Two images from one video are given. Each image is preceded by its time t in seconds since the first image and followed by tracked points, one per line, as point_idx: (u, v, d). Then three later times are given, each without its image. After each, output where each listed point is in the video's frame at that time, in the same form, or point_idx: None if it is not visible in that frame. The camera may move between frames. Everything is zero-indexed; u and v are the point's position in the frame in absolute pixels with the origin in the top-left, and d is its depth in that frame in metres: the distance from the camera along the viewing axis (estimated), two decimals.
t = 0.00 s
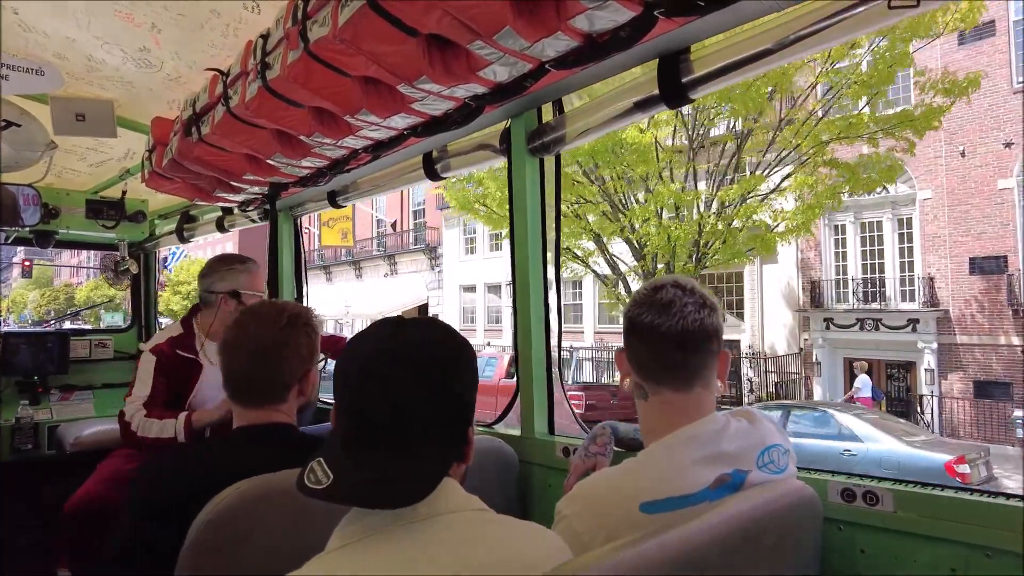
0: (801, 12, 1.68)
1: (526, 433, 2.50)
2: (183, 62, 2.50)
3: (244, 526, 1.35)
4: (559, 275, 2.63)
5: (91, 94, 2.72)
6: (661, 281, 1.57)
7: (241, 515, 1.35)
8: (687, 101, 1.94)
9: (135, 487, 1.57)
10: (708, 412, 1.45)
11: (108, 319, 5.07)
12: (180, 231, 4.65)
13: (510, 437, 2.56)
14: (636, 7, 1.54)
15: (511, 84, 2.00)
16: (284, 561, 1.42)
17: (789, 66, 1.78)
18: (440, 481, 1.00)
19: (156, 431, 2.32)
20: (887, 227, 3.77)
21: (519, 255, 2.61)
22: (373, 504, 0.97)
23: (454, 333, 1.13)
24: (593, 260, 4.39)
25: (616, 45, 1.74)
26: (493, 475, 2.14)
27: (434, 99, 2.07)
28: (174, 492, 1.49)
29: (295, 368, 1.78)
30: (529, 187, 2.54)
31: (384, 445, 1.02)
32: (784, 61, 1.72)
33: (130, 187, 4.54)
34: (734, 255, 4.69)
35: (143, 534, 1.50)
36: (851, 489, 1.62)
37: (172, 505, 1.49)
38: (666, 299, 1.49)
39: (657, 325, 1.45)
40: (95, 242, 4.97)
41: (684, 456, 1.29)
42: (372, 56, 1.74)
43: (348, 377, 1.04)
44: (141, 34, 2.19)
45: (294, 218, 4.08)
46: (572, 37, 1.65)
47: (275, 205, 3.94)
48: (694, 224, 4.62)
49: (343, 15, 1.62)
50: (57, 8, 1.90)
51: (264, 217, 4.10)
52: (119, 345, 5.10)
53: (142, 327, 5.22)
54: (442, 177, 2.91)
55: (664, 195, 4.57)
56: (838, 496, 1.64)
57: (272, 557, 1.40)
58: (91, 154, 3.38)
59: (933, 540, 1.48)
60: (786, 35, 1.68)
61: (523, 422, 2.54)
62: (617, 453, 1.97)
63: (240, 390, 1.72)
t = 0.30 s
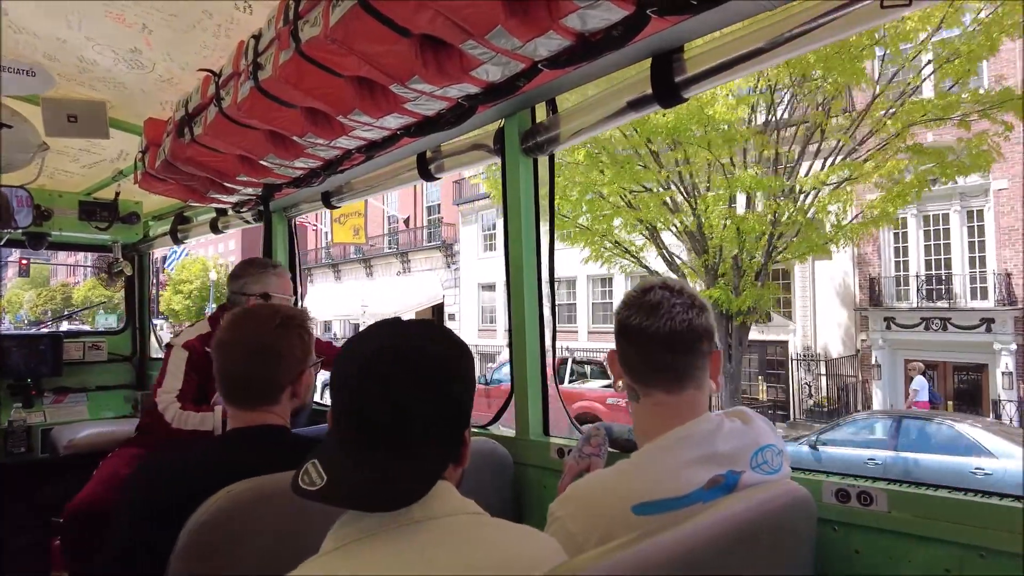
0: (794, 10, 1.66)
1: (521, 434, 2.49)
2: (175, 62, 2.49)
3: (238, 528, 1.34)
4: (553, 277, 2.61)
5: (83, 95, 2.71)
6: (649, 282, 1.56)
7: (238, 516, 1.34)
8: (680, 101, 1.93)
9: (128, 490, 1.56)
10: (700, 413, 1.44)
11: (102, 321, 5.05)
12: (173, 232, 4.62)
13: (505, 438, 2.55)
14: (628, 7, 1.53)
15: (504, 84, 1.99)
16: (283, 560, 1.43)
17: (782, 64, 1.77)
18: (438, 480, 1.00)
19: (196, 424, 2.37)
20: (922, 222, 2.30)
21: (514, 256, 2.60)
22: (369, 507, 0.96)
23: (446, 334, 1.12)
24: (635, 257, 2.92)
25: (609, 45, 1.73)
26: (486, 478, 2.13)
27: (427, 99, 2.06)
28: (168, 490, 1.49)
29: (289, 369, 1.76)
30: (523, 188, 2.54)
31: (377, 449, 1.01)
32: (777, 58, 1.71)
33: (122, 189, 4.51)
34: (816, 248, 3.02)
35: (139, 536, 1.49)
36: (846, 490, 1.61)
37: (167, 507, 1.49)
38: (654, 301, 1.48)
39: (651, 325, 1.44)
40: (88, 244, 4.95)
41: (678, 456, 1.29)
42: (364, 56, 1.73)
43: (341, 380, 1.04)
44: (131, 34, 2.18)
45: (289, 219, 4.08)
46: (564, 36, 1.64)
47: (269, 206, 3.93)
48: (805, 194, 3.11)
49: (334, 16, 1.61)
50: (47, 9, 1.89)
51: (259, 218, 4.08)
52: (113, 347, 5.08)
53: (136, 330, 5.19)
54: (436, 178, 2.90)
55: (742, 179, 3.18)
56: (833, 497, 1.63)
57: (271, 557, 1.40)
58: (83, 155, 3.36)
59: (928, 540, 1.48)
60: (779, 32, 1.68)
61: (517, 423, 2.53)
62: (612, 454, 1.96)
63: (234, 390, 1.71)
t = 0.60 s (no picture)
0: (789, 10, 1.67)
1: (519, 434, 2.50)
2: (172, 64, 2.49)
3: (240, 531, 1.35)
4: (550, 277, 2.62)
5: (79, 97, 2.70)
6: (645, 282, 1.57)
7: (242, 518, 1.35)
8: (677, 101, 1.94)
9: (127, 491, 1.56)
10: (698, 412, 1.45)
11: (99, 322, 5.04)
12: (170, 234, 4.62)
13: (504, 438, 2.56)
14: (625, 7, 1.53)
15: (501, 85, 1.99)
16: (288, 562, 1.43)
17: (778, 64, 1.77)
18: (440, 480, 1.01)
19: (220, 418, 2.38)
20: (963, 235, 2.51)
21: (512, 256, 2.60)
22: (370, 508, 0.97)
23: (447, 336, 1.12)
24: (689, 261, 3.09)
25: (606, 45, 1.73)
26: (485, 479, 2.13)
27: (424, 100, 2.06)
28: (170, 490, 1.50)
29: (286, 370, 1.77)
30: (521, 189, 2.54)
31: (380, 449, 1.01)
32: (771, 59, 1.71)
33: (119, 190, 4.50)
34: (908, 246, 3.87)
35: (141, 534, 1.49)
36: (844, 488, 1.62)
37: (168, 507, 1.49)
38: (653, 301, 1.48)
39: (649, 325, 1.45)
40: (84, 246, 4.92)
41: (676, 457, 1.29)
42: (362, 58, 1.73)
43: (341, 382, 1.03)
44: (127, 35, 2.17)
45: (286, 220, 4.07)
46: (561, 37, 1.64)
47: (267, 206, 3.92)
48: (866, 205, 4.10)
49: (331, 17, 1.61)
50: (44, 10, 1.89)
51: (255, 219, 4.07)
52: (111, 349, 5.07)
53: (133, 331, 5.19)
54: (434, 178, 2.90)
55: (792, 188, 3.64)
56: (831, 496, 1.64)
57: (276, 559, 1.41)
58: (79, 157, 3.35)
59: (926, 539, 1.48)
60: (774, 33, 1.68)
61: (515, 423, 2.54)
62: (611, 454, 1.97)
63: (233, 391, 1.70)
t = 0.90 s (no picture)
0: (796, 12, 1.68)
1: (526, 435, 2.50)
2: (176, 66, 2.49)
3: (246, 535, 1.34)
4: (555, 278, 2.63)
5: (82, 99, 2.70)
6: (656, 282, 1.57)
7: (254, 518, 1.35)
8: (684, 103, 1.94)
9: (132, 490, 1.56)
10: (708, 413, 1.46)
11: (99, 324, 5.03)
12: (171, 235, 4.62)
13: (510, 439, 2.56)
14: (634, 8, 1.53)
15: (508, 86, 2.00)
16: (302, 563, 1.44)
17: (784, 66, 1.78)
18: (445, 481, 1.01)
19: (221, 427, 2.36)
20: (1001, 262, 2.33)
21: (517, 256, 2.61)
22: (373, 509, 0.97)
23: (449, 334, 1.13)
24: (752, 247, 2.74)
25: (614, 47, 1.74)
26: (491, 481, 2.13)
27: (430, 102, 2.07)
28: (171, 496, 1.50)
29: (281, 373, 1.76)
30: (526, 190, 2.55)
31: (383, 450, 1.01)
32: (777, 61, 1.72)
33: (120, 192, 4.48)
34: None
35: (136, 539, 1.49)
36: (853, 488, 1.63)
37: (177, 508, 1.49)
38: (667, 302, 1.48)
39: (662, 327, 1.45)
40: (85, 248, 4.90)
41: (688, 457, 1.30)
42: (370, 59, 1.73)
43: (343, 381, 1.04)
44: (132, 37, 2.17)
45: (288, 221, 4.07)
46: (570, 38, 1.64)
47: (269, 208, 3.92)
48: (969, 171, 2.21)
49: (340, 18, 1.61)
50: (51, 12, 1.88)
51: (257, 221, 4.07)
52: (112, 350, 5.07)
53: (134, 333, 5.18)
54: (437, 180, 2.90)
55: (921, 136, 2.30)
56: (841, 495, 1.65)
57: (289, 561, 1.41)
58: (81, 158, 3.33)
59: (938, 538, 1.49)
60: (780, 35, 1.69)
61: (521, 424, 2.54)
62: (618, 454, 1.97)
63: (232, 396, 1.70)
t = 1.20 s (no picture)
0: (787, 19, 1.70)
1: (521, 438, 2.52)
2: (172, 71, 2.50)
3: (250, 534, 1.36)
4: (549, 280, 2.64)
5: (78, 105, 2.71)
6: (653, 287, 1.58)
7: (251, 520, 1.36)
8: (676, 109, 1.96)
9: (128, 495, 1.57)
10: (702, 417, 1.48)
11: (95, 328, 5.02)
12: (167, 239, 4.62)
13: (505, 442, 2.57)
14: (626, 17, 1.55)
15: (502, 92, 2.02)
16: (304, 563, 1.47)
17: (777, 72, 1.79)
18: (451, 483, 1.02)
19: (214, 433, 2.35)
20: None
21: (512, 260, 2.63)
22: (383, 514, 0.98)
23: (448, 337, 1.14)
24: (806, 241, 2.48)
25: (606, 53, 1.76)
26: (487, 485, 2.14)
27: (425, 107, 2.08)
28: (167, 499, 1.51)
29: (279, 376, 1.77)
30: (520, 193, 2.56)
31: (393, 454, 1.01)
32: (769, 68, 1.74)
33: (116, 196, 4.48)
34: None
35: (133, 538, 1.50)
36: (843, 490, 1.64)
37: (173, 512, 1.51)
38: (666, 308, 1.50)
39: (659, 333, 1.46)
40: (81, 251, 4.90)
41: (680, 460, 1.31)
42: (365, 65, 1.74)
43: (348, 381, 1.04)
44: (128, 43, 2.19)
45: (283, 225, 4.08)
46: (563, 46, 1.66)
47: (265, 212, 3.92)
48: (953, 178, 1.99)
49: (334, 25, 1.62)
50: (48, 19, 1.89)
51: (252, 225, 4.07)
52: (108, 354, 5.06)
53: (130, 336, 5.18)
54: (432, 184, 2.91)
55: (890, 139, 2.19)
56: (831, 497, 1.66)
57: (289, 561, 1.44)
58: (77, 163, 3.33)
59: (927, 539, 1.50)
60: (771, 43, 1.71)
61: (516, 426, 2.55)
62: (612, 458, 1.98)
63: (231, 395, 1.70)
